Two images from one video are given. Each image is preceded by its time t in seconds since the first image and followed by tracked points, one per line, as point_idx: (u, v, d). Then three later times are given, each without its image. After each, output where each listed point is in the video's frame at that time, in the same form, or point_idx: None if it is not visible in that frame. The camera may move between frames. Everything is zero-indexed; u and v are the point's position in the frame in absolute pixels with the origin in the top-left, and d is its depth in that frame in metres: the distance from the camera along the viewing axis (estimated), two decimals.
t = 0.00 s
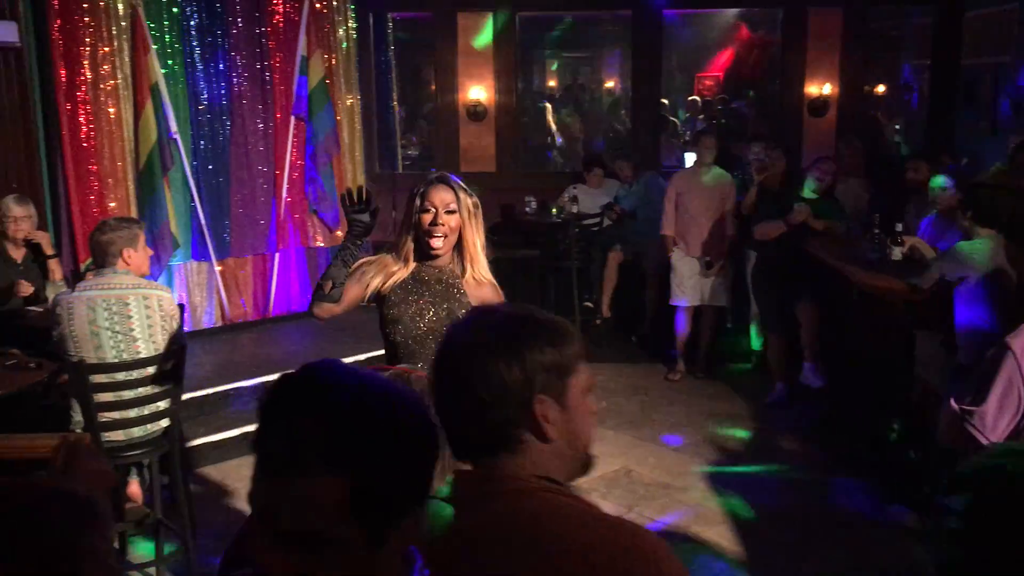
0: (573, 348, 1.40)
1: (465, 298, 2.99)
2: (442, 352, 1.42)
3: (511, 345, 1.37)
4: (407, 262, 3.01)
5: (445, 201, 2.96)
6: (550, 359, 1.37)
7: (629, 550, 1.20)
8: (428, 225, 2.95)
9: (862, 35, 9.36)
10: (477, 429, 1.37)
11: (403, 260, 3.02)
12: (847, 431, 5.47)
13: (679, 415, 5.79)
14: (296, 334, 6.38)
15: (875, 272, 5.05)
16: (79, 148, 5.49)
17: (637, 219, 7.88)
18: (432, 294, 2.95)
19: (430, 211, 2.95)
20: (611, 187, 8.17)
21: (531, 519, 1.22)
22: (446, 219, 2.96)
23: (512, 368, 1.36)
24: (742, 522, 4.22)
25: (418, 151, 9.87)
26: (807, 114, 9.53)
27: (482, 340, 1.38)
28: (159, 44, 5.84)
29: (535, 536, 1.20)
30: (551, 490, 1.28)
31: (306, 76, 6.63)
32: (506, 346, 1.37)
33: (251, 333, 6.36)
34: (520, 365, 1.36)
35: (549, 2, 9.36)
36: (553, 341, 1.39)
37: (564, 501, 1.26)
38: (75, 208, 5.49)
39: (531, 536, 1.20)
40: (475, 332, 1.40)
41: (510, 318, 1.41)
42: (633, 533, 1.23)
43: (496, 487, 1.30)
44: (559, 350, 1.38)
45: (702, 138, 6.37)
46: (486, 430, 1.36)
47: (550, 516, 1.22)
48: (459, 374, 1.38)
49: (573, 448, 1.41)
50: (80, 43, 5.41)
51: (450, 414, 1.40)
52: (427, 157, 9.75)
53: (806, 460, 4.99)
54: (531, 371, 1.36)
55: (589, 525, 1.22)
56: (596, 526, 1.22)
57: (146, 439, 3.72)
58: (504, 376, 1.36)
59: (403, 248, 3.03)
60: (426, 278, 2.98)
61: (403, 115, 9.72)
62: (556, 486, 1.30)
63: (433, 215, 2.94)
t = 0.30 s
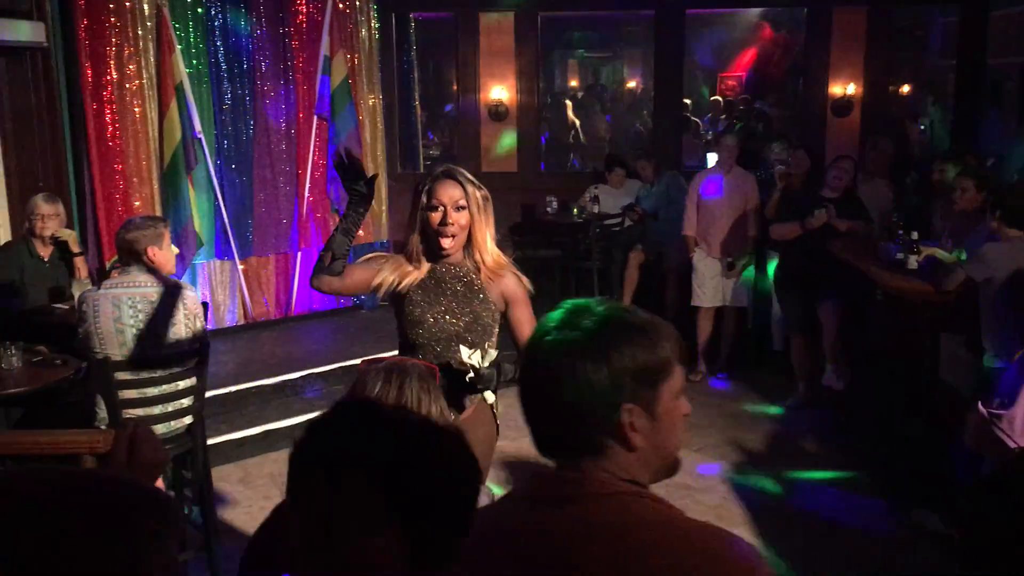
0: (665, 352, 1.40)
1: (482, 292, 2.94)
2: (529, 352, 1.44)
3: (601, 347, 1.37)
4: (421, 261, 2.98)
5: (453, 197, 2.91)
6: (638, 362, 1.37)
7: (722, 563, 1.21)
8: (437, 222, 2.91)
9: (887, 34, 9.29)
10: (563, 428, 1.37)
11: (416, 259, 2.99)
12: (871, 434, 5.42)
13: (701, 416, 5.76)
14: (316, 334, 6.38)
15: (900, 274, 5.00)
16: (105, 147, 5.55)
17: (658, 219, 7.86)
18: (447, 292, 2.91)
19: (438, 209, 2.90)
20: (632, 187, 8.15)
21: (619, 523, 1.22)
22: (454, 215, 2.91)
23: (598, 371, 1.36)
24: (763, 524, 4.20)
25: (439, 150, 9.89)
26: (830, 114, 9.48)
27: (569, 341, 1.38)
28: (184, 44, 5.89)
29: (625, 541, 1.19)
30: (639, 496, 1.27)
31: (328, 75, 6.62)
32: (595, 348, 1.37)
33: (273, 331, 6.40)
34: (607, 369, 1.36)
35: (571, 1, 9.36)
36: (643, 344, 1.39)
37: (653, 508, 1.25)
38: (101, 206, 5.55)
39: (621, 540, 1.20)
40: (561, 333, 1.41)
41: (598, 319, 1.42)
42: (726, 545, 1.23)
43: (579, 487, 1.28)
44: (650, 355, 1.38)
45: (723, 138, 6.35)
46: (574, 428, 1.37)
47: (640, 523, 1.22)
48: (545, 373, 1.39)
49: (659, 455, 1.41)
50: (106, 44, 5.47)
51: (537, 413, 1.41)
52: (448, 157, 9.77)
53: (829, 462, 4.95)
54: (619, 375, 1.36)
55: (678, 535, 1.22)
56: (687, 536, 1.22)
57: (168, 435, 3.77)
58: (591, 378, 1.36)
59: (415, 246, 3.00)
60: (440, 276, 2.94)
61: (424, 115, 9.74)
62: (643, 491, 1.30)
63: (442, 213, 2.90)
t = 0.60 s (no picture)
0: (744, 358, 1.39)
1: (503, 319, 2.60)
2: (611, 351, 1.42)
3: (684, 355, 1.37)
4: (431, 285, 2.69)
5: (469, 215, 2.62)
6: (723, 371, 1.36)
7: None
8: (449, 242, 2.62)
9: (902, 34, 9.24)
10: (643, 434, 1.38)
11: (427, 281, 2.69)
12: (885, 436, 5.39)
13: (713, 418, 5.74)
14: (329, 333, 6.41)
15: (914, 275, 4.97)
16: (120, 146, 5.59)
17: (671, 220, 7.84)
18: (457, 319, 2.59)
19: (452, 229, 2.61)
20: (645, 187, 8.13)
21: (703, 541, 1.27)
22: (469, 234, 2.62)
23: (682, 381, 1.36)
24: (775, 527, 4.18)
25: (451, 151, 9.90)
26: (844, 114, 9.44)
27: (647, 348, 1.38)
28: (198, 45, 5.92)
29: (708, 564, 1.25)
30: (722, 512, 1.32)
31: (342, 75, 6.65)
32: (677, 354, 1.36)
33: (286, 330, 6.45)
34: (692, 379, 1.36)
35: (584, 1, 9.35)
36: (725, 351, 1.38)
37: (735, 524, 1.29)
38: (115, 205, 5.59)
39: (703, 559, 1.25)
40: (642, 339, 1.39)
41: (676, 323, 1.40)
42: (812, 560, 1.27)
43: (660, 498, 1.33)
44: (734, 364, 1.38)
45: (737, 138, 6.33)
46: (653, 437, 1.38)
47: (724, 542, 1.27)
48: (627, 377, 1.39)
49: (742, 461, 1.43)
50: (120, 43, 5.51)
51: (612, 416, 1.42)
52: (461, 158, 9.78)
53: (842, 465, 4.92)
54: (703, 385, 1.36)
55: (760, 555, 1.26)
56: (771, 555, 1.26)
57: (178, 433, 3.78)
58: (675, 389, 1.36)
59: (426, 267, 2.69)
60: (452, 301, 2.63)
61: (436, 115, 9.75)
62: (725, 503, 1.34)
63: (456, 233, 2.60)
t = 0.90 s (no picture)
0: (790, 359, 1.43)
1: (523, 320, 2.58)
2: (657, 351, 1.45)
3: (735, 357, 1.40)
4: (453, 284, 2.67)
5: (496, 214, 2.62)
6: (771, 375, 1.40)
7: None
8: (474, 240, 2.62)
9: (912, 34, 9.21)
10: (689, 434, 1.41)
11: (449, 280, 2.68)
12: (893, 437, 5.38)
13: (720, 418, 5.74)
14: (338, 333, 6.45)
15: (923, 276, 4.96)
16: (129, 147, 5.61)
17: (680, 220, 7.84)
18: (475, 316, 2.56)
19: (478, 227, 2.61)
20: (653, 188, 8.13)
21: (755, 540, 1.28)
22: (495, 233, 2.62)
23: (734, 384, 1.39)
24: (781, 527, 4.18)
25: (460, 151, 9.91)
26: (853, 115, 9.42)
27: (697, 353, 1.41)
28: (207, 45, 5.94)
29: (761, 559, 1.25)
30: (772, 514, 1.33)
31: (351, 76, 6.64)
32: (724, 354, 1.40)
33: (295, 331, 6.46)
34: (744, 381, 1.39)
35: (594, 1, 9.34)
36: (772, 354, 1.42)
37: (785, 525, 1.31)
38: (125, 205, 5.62)
39: (756, 556, 1.26)
40: (692, 342, 1.42)
41: (727, 327, 1.44)
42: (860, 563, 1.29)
43: (707, 500, 1.33)
44: (780, 367, 1.41)
45: (745, 138, 6.32)
46: (700, 438, 1.40)
47: (777, 542, 1.28)
48: (675, 377, 1.41)
49: (783, 466, 1.46)
50: (130, 44, 5.54)
51: (655, 417, 1.44)
52: (470, 157, 9.79)
53: (849, 465, 4.92)
54: (755, 390, 1.39)
55: (811, 556, 1.28)
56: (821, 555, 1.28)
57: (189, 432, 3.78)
58: (728, 391, 1.39)
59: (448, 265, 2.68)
60: (473, 298, 2.61)
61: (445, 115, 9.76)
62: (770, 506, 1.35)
63: (481, 231, 2.60)
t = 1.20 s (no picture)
0: (813, 359, 1.42)
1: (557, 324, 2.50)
2: (680, 348, 1.45)
3: (761, 356, 1.39)
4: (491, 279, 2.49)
5: (535, 213, 2.54)
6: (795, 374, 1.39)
7: None
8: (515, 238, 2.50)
9: (918, 34, 9.21)
10: (711, 431, 1.40)
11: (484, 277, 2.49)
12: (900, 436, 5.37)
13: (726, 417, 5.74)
14: (343, 331, 6.46)
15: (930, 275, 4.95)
16: (136, 147, 5.62)
17: (685, 220, 7.85)
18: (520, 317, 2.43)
19: (528, 225, 2.51)
20: (658, 187, 8.13)
21: (774, 538, 1.27)
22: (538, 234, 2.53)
23: (764, 382, 1.38)
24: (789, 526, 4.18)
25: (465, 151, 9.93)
26: (860, 114, 9.42)
27: (725, 352, 1.40)
28: (213, 45, 5.95)
29: (781, 558, 1.25)
30: (791, 510, 1.31)
31: (356, 76, 6.64)
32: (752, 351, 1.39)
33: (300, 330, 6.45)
34: (772, 380, 1.38)
35: (599, 1, 9.35)
36: (800, 355, 1.41)
37: (806, 523, 1.30)
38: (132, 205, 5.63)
39: (775, 554, 1.25)
40: (721, 341, 1.41)
41: (754, 325, 1.42)
42: (881, 560, 1.27)
43: (725, 497, 1.33)
44: (807, 367, 1.41)
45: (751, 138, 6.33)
46: (723, 434, 1.40)
47: (799, 541, 1.27)
48: (706, 374, 1.40)
49: (801, 464, 1.46)
50: (137, 44, 5.55)
51: (678, 413, 1.44)
52: (475, 157, 9.80)
53: (856, 464, 4.92)
54: (784, 388, 1.38)
55: (836, 556, 1.26)
56: (842, 553, 1.27)
57: (195, 431, 3.79)
58: (756, 390, 1.38)
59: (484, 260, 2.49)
60: (511, 297, 2.47)
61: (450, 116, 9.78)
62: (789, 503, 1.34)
63: (531, 231, 2.50)
